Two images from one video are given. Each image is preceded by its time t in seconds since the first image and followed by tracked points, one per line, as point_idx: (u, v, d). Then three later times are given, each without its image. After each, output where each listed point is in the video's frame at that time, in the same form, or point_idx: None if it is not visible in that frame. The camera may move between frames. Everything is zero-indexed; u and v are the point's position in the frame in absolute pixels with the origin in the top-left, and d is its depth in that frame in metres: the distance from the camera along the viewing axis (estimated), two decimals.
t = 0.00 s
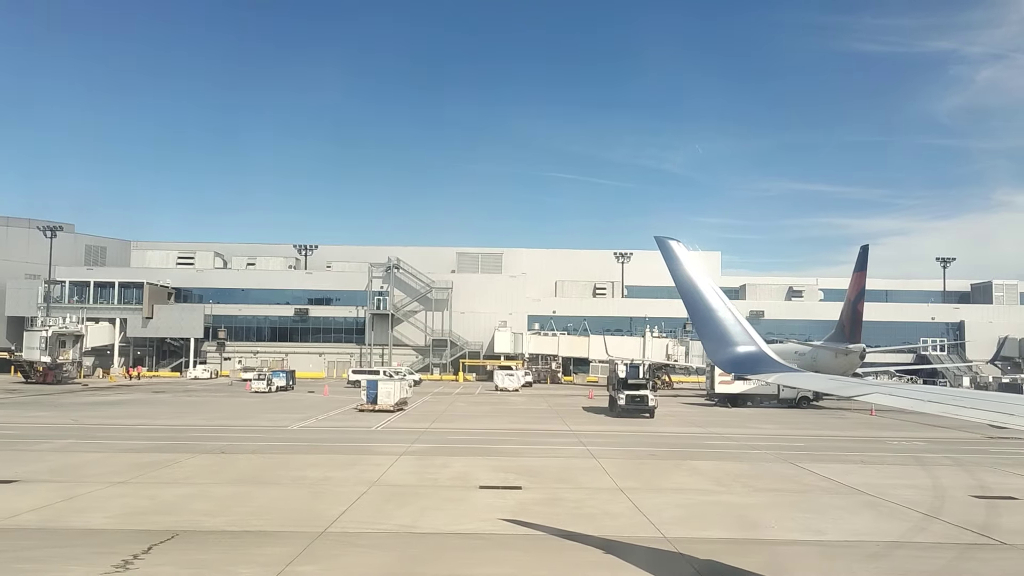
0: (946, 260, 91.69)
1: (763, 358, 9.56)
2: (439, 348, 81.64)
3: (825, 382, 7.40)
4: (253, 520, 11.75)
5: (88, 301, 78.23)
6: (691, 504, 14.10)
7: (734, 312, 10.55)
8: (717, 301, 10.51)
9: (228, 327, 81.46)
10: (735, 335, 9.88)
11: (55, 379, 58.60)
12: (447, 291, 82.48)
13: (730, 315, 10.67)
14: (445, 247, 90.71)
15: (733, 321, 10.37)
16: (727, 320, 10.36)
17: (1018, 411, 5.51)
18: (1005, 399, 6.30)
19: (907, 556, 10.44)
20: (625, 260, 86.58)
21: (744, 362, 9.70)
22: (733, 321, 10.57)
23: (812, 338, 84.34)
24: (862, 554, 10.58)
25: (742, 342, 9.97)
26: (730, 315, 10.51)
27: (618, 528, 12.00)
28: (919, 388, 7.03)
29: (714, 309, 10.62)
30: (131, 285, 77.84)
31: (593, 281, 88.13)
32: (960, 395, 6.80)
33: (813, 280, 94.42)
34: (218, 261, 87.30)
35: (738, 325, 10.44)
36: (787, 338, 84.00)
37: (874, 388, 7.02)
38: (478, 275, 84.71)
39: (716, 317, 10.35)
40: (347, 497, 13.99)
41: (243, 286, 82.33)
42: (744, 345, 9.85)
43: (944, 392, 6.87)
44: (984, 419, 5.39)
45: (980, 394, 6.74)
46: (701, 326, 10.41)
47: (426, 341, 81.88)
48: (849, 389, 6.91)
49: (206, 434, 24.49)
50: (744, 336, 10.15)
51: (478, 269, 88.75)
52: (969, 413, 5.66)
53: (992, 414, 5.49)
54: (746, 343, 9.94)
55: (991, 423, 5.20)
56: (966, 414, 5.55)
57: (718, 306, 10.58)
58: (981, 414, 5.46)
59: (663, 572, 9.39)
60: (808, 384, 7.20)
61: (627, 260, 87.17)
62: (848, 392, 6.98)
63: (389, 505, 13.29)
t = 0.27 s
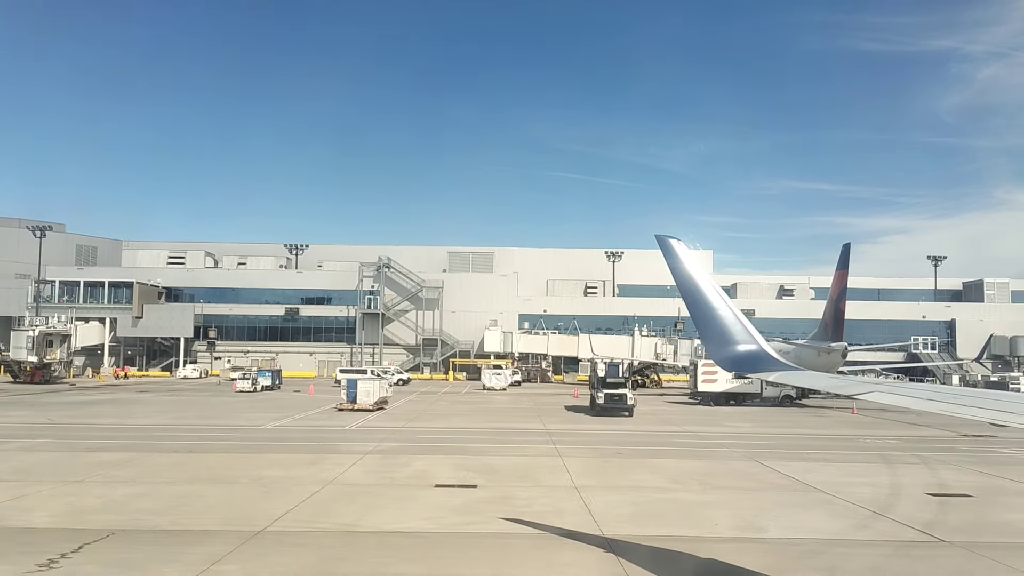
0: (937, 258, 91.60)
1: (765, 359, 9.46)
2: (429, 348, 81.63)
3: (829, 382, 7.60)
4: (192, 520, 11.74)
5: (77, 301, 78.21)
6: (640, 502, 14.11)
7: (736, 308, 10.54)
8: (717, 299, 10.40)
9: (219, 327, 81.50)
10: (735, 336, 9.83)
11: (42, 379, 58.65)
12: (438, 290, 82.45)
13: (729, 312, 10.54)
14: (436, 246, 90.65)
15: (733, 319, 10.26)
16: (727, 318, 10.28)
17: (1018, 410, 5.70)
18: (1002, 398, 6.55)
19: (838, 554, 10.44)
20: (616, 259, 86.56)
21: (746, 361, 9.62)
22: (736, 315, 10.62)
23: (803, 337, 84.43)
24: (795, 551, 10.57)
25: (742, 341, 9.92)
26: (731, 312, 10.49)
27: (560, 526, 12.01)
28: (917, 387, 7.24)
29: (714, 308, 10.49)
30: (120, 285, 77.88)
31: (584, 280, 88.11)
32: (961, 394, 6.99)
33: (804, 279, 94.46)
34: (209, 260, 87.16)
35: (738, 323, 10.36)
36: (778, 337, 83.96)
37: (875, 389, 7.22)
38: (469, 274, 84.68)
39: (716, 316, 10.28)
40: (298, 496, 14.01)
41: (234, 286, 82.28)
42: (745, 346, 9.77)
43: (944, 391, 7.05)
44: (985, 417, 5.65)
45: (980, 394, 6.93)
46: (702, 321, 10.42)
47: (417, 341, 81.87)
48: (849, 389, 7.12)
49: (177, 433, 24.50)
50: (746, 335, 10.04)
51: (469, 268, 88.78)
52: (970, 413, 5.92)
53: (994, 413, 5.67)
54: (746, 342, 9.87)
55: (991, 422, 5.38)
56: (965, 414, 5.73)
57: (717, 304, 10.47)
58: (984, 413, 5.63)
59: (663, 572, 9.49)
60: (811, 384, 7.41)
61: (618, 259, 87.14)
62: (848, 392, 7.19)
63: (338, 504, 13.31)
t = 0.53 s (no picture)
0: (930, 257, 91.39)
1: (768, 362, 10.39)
2: (421, 347, 81.64)
3: (829, 380, 7.55)
4: (137, 519, 11.74)
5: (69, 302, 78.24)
6: (593, 500, 14.13)
7: (742, 322, 12.80)
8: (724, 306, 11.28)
9: (211, 327, 81.52)
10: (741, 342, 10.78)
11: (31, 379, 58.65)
12: (430, 290, 82.41)
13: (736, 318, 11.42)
14: (428, 245, 90.68)
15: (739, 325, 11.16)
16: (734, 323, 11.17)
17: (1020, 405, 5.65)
18: (1004, 395, 6.33)
19: (774, 552, 10.45)
20: (608, 259, 86.59)
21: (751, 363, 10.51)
22: (743, 330, 12.84)
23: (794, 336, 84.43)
24: (732, 549, 10.59)
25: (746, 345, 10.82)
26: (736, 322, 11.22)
27: (505, 523, 12.02)
28: (917, 385, 7.20)
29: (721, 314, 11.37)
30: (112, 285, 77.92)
31: (576, 279, 88.07)
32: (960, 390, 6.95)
33: (797, 278, 94.48)
34: (201, 260, 87.21)
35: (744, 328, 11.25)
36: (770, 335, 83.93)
37: (875, 387, 7.18)
38: (461, 273, 84.66)
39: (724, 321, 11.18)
40: (250, 495, 14.04)
41: (225, 286, 82.22)
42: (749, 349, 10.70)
43: (943, 388, 7.01)
44: (988, 417, 5.41)
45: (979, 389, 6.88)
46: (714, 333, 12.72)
47: (409, 340, 81.85)
48: (847, 387, 7.09)
49: (150, 433, 24.55)
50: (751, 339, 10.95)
51: (461, 267, 88.76)
52: (974, 410, 5.68)
53: (995, 409, 5.64)
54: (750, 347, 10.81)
55: (993, 420, 5.34)
56: (968, 410, 5.69)
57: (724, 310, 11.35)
58: (985, 410, 5.60)
59: (666, 571, 9.45)
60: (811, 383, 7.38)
61: (610, 258, 87.14)
62: (848, 390, 7.16)
63: (288, 502, 13.34)
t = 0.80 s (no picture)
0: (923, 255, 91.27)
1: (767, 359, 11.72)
2: (414, 346, 81.68)
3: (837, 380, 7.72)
4: (80, 518, 11.76)
5: (62, 301, 78.33)
6: (544, 499, 14.06)
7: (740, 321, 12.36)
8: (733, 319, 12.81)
9: (204, 326, 81.59)
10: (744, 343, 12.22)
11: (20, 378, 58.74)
12: (422, 289, 82.46)
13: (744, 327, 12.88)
14: (422, 244, 90.75)
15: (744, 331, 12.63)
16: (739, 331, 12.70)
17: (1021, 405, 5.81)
18: (1001, 394, 6.64)
19: (708, 551, 10.47)
20: (600, 257, 86.66)
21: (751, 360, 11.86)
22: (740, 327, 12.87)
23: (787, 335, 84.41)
24: (666, 548, 10.63)
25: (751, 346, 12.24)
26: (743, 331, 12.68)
27: (447, 520, 12.05)
28: (922, 385, 7.38)
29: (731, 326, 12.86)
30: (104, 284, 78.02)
31: (569, 278, 88.06)
32: (963, 390, 7.13)
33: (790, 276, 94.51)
34: (195, 259, 87.32)
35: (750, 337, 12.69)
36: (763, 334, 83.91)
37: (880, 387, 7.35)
38: (453, 272, 84.68)
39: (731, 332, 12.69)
40: (202, 493, 14.10)
41: (219, 285, 82.29)
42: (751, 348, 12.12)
43: (948, 388, 7.19)
44: (991, 414, 5.69)
45: (983, 390, 7.05)
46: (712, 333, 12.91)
47: (401, 339, 81.87)
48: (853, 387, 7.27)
49: (123, 432, 24.62)
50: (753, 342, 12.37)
51: (454, 266, 88.78)
52: (976, 408, 5.97)
53: (1000, 408, 5.81)
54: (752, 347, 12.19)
55: (996, 419, 5.49)
56: (971, 411, 5.85)
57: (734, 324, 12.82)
58: (989, 410, 5.77)
59: (666, 568, 9.57)
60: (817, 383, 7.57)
61: (603, 257, 87.18)
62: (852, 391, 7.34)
63: (236, 501, 13.39)
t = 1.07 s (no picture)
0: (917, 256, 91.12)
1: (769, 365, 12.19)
2: (406, 347, 81.68)
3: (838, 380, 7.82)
4: (23, 520, 11.83)
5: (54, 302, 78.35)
6: (493, 499, 14.12)
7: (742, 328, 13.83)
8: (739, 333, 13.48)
9: (196, 327, 81.63)
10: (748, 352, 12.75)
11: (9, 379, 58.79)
12: (414, 290, 82.48)
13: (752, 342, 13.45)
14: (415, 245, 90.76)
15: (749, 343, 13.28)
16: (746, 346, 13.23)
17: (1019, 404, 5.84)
18: (1002, 394, 6.64)
19: (639, 552, 10.52)
20: (593, 258, 86.69)
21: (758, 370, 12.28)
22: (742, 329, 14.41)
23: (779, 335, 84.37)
24: (599, 549, 10.69)
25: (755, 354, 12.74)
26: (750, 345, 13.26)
27: (389, 521, 12.11)
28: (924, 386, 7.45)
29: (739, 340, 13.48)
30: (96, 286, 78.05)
31: (561, 280, 87.99)
32: (964, 390, 7.20)
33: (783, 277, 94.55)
34: (187, 261, 87.37)
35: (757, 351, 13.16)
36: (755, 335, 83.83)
37: (879, 387, 7.44)
38: (446, 273, 84.66)
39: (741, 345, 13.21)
40: (154, 494, 14.16)
41: (211, 286, 82.33)
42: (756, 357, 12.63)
43: (948, 388, 7.27)
44: (989, 414, 5.66)
45: (985, 390, 7.11)
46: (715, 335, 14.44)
47: (393, 340, 81.85)
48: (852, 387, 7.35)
49: (96, 434, 24.69)
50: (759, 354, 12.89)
51: (447, 267, 88.75)
52: (974, 409, 5.95)
53: (998, 408, 5.84)
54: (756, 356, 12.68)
55: (994, 418, 5.52)
56: (970, 410, 5.87)
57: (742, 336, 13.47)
58: (986, 410, 5.81)
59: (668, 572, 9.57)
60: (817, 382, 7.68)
61: (595, 258, 87.16)
62: (850, 390, 7.43)
63: (185, 502, 13.46)
